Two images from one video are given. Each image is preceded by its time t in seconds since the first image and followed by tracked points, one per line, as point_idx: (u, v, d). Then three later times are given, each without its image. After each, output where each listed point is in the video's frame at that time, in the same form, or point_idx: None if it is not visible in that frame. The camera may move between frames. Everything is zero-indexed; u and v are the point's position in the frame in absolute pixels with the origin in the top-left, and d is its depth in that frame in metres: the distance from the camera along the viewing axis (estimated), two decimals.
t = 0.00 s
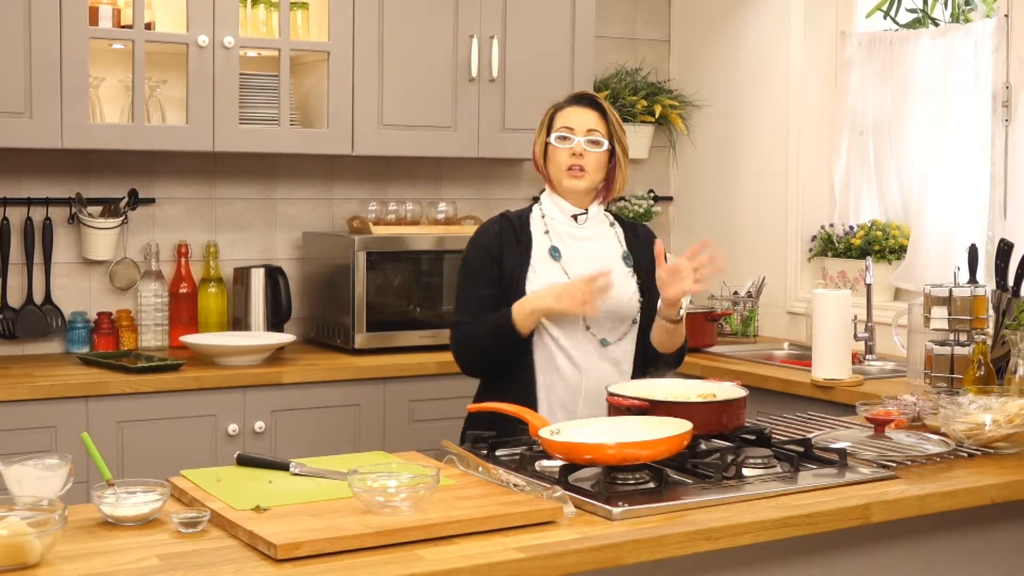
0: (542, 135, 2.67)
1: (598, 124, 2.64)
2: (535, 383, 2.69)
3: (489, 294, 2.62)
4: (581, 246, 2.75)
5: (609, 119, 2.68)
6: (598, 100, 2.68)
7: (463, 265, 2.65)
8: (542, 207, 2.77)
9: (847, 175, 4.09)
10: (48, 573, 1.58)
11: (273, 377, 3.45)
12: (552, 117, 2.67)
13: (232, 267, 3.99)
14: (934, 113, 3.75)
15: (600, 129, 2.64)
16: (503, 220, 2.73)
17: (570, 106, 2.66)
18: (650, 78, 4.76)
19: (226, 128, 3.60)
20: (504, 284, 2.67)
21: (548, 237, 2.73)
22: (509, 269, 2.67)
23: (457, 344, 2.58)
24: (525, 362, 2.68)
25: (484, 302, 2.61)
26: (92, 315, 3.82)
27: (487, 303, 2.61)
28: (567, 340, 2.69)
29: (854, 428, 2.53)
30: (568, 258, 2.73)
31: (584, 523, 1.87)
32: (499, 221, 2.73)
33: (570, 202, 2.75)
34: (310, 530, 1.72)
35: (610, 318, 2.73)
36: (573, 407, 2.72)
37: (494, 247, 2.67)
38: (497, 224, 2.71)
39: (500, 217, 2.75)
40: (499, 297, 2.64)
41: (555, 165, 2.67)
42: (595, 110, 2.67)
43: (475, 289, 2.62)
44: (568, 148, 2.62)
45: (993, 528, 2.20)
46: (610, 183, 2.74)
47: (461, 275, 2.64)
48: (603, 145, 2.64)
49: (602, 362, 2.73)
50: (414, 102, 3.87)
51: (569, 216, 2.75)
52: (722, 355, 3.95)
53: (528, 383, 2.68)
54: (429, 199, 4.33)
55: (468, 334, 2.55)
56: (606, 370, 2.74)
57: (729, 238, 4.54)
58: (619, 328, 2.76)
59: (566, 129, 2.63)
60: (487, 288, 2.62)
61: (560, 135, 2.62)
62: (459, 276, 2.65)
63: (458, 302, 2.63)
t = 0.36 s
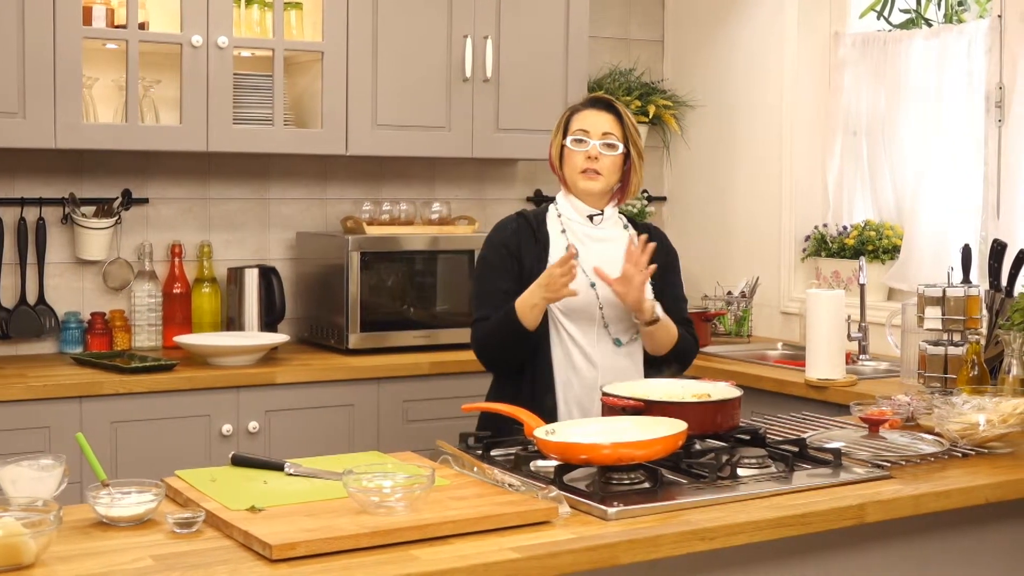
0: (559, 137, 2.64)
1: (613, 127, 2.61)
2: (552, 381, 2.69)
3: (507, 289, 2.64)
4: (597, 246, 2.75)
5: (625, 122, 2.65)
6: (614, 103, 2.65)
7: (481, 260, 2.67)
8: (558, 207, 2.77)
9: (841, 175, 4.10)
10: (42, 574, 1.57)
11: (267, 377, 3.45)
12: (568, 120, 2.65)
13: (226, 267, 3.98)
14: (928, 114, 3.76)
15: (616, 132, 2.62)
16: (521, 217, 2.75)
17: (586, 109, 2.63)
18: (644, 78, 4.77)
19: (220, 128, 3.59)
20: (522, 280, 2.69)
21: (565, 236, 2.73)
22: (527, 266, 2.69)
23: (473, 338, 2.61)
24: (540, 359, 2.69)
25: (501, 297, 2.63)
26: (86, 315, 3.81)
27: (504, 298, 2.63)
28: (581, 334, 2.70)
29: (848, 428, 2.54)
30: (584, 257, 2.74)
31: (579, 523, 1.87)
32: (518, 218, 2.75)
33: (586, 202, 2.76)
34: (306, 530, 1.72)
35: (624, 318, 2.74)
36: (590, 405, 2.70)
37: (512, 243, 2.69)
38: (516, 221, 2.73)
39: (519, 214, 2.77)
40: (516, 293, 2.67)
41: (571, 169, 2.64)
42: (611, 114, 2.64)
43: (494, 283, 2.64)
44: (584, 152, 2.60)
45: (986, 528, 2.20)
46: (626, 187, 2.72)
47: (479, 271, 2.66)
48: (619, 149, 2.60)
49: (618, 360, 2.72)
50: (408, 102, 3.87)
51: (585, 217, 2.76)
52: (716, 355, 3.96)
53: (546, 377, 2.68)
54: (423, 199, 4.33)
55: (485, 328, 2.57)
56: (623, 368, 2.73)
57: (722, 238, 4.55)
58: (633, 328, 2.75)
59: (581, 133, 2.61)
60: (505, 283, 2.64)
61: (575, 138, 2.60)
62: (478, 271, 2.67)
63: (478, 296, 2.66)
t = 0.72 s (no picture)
0: (561, 138, 2.66)
1: (615, 130, 2.63)
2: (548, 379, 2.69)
3: (506, 288, 2.65)
4: (598, 245, 2.75)
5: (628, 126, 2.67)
6: (617, 105, 2.67)
7: (481, 260, 2.69)
8: (559, 208, 2.78)
9: (833, 174, 4.10)
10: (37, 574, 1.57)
11: (260, 377, 3.44)
12: (571, 122, 2.66)
13: (219, 267, 3.98)
14: (920, 114, 3.77)
15: (618, 134, 2.64)
16: (522, 218, 2.77)
17: (589, 111, 2.65)
18: (637, 78, 4.77)
19: (213, 129, 3.59)
20: (522, 280, 2.70)
21: (565, 236, 2.74)
22: (526, 265, 2.70)
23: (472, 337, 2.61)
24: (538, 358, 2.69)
25: (501, 295, 2.64)
26: (78, 315, 3.80)
27: (504, 297, 2.64)
28: (578, 333, 2.70)
29: (842, 428, 2.54)
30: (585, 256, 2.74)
31: (574, 523, 1.87)
32: (518, 218, 2.76)
33: (587, 203, 2.76)
34: (301, 530, 1.72)
35: (623, 317, 2.73)
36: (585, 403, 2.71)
37: (512, 243, 2.70)
38: (517, 221, 2.75)
39: (520, 215, 2.78)
40: (515, 292, 2.67)
41: (573, 170, 2.67)
42: (614, 116, 2.66)
43: (493, 282, 2.65)
44: (586, 155, 2.62)
45: (979, 527, 2.21)
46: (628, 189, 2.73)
47: (480, 270, 2.67)
48: (621, 152, 2.63)
49: (615, 360, 2.72)
50: (401, 102, 3.87)
51: (586, 219, 2.76)
52: (709, 355, 3.97)
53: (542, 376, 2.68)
54: (417, 199, 4.33)
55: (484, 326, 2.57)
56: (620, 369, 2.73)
57: (715, 239, 4.56)
58: (631, 328, 2.75)
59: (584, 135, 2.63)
60: (505, 283, 2.65)
61: (578, 140, 2.62)
62: (478, 271, 2.68)
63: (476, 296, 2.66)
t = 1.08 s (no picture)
0: (562, 138, 2.66)
1: (617, 134, 2.64)
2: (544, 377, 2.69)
3: (503, 288, 2.65)
4: (596, 246, 2.76)
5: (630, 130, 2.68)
6: (620, 109, 2.67)
7: (478, 259, 2.69)
8: (558, 207, 2.78)
9: (827, 173, 4.10)
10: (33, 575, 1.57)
11: (254, 378, 3.44)
12: (573, 122, 2.66)
13: (213, 267, 3.97)
14: (914, 114, 3.78)
15: (619, 139, 2.64)
16: (520, 217, 2.77)
17: (592, 113, 2.65)
18: (631, 78, 4.78)
19: (207, 128, 3.58)
20: (519, 279, 2.70)
21: (563, 236, 2.74)
22: (523, 264, 2.70)
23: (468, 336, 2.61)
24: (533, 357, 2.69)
25: (497, 295, 2.64)
26: (72, 315, 3.79)
27: (500, 296, 2.64)
28: (573, 331, 2.71)
29: (836, 428, 2.55)
30: (582, 257, 2.74)
31: (569, 523, 1.87)
32: (516, 218, 2.77)
33: (586, 204, 2.76)
34: (296, 531, 1.72)
35: (619, 318, 2.74)
36: (581, 401, 2.71)
37: (509, 242, 2.71)
38: (514, 221, 2.75)
39: (518, 214, 2.79)
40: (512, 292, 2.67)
41: (573, 170, 2.67)
42: (617, 120, 2.66)
43: (490, 281, 2.65)
44: (587, 158, 2.62)
45: (973, 527, 2.22)
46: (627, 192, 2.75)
47: (477, 269, 2.67)
48: (621, 157, 2.64)
49: (610, 359, 2.73)
50: (395, 102, 3.87)
51: (584, 219, 2.76)
52: (702, 355, 3.98)
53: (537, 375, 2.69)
54: (411, 199, 4.33)
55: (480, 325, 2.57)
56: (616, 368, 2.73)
57: (708, 239, 4.56)
58: (627, 328, 2.76)
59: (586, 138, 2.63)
60: (501, 282, 2.66)
61: (580, 143, 2.62)
62: (475, 270, 2.68)
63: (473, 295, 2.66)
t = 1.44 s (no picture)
0: (571, 138, 2.66)
1: (626, 148, 2.64)
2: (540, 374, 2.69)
3: (502, 281, 2.65)
4: (591, 246, 2.76)
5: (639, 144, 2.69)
6: (634, 121, 2.67)
7: (476, 253, 2.67)
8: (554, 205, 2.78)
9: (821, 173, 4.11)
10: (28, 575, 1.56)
11: (248, 378, 3.43)
12: (586, 124, 2.66)
13: (207, 267, 3.97)
14: (908, 114, 3.78)
15: (626, 152, 2.64)
16: (516, 214, 2.76)
17: (606, 121, 2.65)
18: (625, 78, 4.78)
19: (201, 128, 3.58)
20: (518, 273, 2.69)
21: (559, 234, 2.74)
22: (522, 258, 2.70)
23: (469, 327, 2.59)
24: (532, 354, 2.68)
25: (499, 287, 2.63)
26: (65, 315, 3.78)
27: (501, 289, 2.63)
28: (567, 330, 2.71)
29: (831, 427, 2.55)
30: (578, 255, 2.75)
31: (565, 523, 1.87)
32: (512, 215, 2.75)
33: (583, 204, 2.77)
34: (292, 531, 1.72)
35: (612, 317, 2.75)
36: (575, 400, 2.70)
37: (507, 237, 2.70)
38: (511, 217, 2.74)
39: (514, 211, 2.77)
40: (513, 285, 2.67)
41: (574, 172, 2.67)
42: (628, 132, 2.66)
43: (490, 274, 2.63)
44: (590, 165, 2.63)
45: (967, 526, 2.22)
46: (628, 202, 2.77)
47: (476, 262, 2.65)
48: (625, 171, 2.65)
49: (604, 358, 2.73)
50: (390, 102, 3.86)
51: (580, 219, 2.77)
52: (696, 355, 3.98)
53: (532, 371, 2.68)
54: (405, 198, 4.33)
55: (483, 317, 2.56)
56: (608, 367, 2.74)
57: (702, 238, 4.57)
58: (620, 327, 2.77)
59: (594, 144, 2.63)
60: (501, 275, 2.65)
61: (587, 149, 2.62)
62: (473, 263, 2.66)
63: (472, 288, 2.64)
